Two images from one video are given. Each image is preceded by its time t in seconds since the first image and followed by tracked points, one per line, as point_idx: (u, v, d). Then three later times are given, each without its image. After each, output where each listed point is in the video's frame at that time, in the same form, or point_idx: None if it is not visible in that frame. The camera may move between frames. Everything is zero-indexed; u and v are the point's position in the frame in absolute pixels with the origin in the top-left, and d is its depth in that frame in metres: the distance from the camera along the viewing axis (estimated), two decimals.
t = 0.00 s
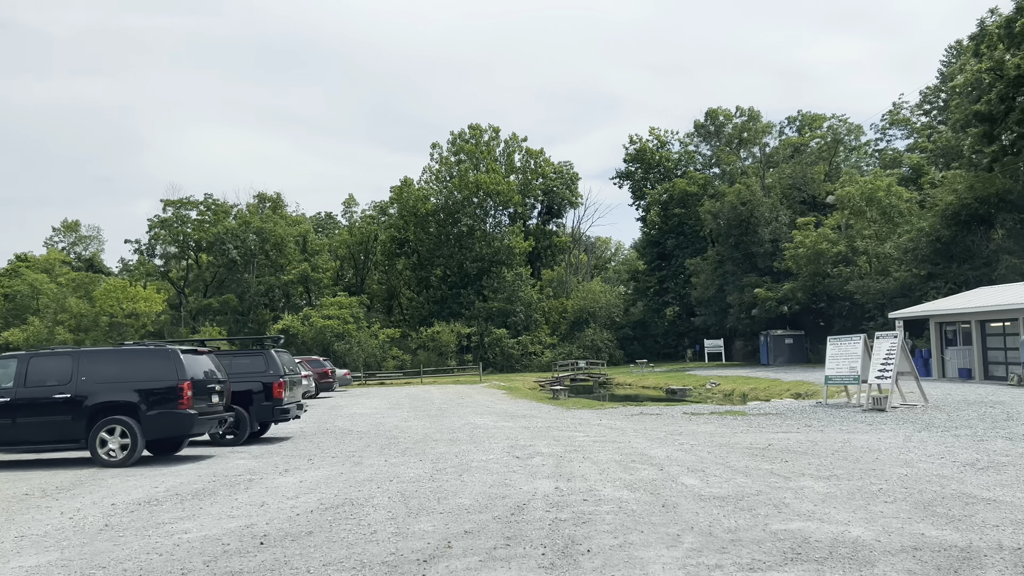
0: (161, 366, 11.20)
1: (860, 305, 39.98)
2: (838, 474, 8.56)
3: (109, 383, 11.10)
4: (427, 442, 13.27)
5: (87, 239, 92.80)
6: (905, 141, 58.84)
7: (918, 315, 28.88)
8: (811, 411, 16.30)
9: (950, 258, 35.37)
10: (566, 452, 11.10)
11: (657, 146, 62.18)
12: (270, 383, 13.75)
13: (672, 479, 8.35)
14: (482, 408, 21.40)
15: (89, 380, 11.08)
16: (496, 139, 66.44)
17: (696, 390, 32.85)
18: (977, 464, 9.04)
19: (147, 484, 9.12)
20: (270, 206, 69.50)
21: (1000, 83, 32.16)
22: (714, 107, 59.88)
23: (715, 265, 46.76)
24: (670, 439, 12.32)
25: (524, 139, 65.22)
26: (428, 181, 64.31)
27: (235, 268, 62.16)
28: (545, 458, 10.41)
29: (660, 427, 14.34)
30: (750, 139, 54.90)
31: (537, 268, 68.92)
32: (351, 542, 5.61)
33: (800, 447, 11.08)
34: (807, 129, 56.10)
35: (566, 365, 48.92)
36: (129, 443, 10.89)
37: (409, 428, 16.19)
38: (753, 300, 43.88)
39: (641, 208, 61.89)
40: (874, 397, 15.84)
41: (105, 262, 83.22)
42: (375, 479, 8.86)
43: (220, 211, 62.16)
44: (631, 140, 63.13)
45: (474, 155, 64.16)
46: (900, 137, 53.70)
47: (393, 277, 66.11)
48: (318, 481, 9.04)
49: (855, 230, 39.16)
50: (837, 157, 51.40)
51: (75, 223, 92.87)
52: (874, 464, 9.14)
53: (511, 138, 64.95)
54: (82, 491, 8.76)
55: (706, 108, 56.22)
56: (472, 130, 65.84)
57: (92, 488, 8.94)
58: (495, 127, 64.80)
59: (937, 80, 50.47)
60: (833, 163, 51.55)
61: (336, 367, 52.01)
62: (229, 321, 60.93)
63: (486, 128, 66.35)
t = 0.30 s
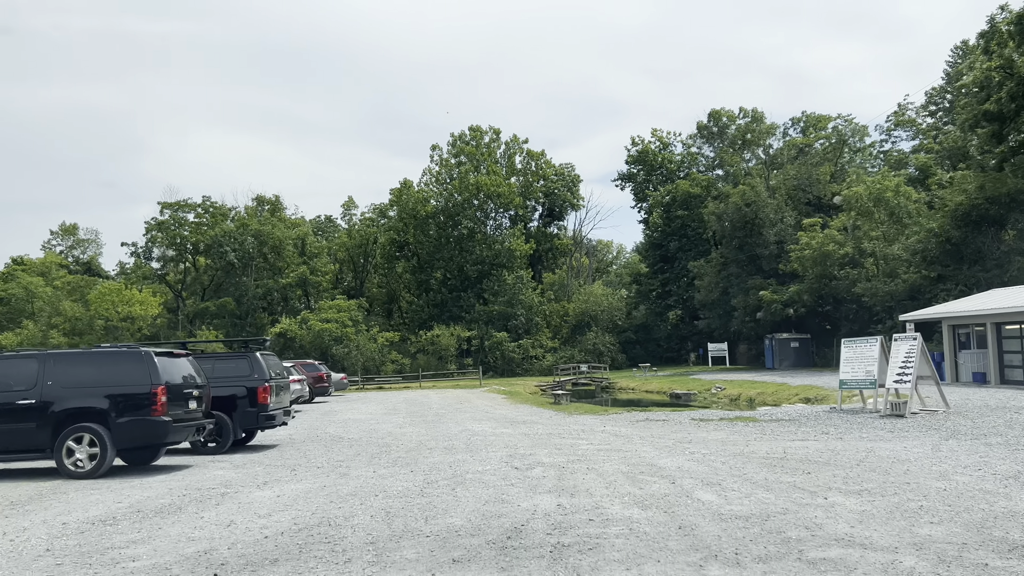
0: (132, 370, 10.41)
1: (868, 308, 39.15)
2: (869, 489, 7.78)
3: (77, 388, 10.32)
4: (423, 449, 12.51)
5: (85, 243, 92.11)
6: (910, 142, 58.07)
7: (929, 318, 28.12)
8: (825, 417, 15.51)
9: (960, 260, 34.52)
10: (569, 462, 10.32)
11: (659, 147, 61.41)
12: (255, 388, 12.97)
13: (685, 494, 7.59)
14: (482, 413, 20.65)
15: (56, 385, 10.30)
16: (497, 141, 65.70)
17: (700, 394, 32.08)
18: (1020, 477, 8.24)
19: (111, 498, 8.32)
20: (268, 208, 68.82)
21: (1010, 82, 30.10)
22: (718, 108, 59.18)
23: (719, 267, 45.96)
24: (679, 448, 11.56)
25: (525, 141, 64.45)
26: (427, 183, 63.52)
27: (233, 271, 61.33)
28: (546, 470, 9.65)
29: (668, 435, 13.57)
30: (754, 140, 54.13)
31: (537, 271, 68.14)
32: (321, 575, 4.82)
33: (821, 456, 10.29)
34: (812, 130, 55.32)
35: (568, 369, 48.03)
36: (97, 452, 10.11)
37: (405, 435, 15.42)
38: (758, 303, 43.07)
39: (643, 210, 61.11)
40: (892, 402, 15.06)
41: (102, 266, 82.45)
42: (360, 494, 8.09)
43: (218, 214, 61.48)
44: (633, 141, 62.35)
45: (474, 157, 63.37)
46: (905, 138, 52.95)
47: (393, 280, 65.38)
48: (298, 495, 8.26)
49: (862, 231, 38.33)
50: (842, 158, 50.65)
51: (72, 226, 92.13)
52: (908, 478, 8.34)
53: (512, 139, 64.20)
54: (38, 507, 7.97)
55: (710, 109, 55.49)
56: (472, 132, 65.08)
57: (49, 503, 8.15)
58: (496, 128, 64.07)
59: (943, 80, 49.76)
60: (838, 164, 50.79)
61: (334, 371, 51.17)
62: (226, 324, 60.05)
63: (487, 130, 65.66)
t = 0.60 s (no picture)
0: (99, 373, 9.61)
1: (877, 310, 38.29)
2: (908, 508, 6.98)
3: (40, 393, 9.54)
4: (417, 459, 11.70)
5: (83, 246, 91.45)
6: (918, 142, 57.22)
7: (944, 321, 27.30)
8: (843, 425, 14.69)
9: (972, 261, 33.65)
10: (573, 474, 9.51)
11: (663, 148, 60.60)
12: (238, 393, 12.19)
13: (705, 513, 6.79)
14: (481, 419, 19.85)
15: (17, 390, 9.52)
16: (499, 142, 64.98)
17: (707, 399, 31.24)
18: None
19: (65, 516, 7.51)
20: (268, 210, 68.15)
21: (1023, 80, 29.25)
22: (722, 109, 58.48)
23: (725, 269, 45.14)
24: (691, 459, 10.74)
25: (527, 142, 63.70)
26: (428, 184, 62.79)
27: (231, 273, 60.63)
28: (548, 483, 8.84)
29: (678, 443, 12.77)
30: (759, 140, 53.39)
31: (539, 273, 67.38)
32: None
33: (847, 468, 9.44)
34: (818, 131, 54.48)
35: (570, 372, 47.21)
36: (60, 462, 9.32)
37: (399, 442, 14.60)
38: (765, 306, 42.24)
39: (647, 212, 60.32)
40: (915, 408, 14.24)
41: (100, 268, 81.73)
42: (342, 511, 7.28)
43: (216, 215, 60.77)
44: (636, 142, 61.55)
45: (475, 159, 62.59)
46: (913, 139, 52.12)
47: (393, 283, 64.55)
48: (272, 513, 7.44)
49: (872, 232, 37.48)
50: (849, 159, 49.85)
51: (71, 229, 91.46)
52: (951, 495, 7.49)
53: (513, 140, 63.44)
54: None
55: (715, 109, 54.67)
56: (473, 133, 64.32)
57: None
58: (497, 129, 63.30)
59: (952, 79, 48.92)
60: (845, 165, 49.98)
61: (332, 375, 50.43)
62: (224, 327, 59.37)
63: (488, 131, 64.91)
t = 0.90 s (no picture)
0: (63, 374, 8.82)
1: (888, 313, 37.43)
2: (960, 530, 6.15)
3: None
4: (410, 467, 10.90)
5: (83, 246, 90.77)
6: (927, 143, 56.38)
7: (959, 324, 26.46)
8: (863, 431, 13.86)
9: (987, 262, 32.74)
10: (579, 486, 8.70)
11: (668, 148, 59.80)
12: (219, 396, 11.36)
13: (731, 536, 5.97)
14: (482, 423, 19.07)
15: None
16: (502, 142, 64.21)
17: (714, 404, 30.41)
18: None
19: (12, 534, 6.72)
20: (268, 211, 67.46)
21: None
22: (728, 109, 57.72)
23: (732, 270, 44.31)
24: (706, 469, 9.93)
25: (530, 142, 62.94)
26: (430, 185, 62.05)
27: (230, 274, 59.87)
28: (552, 497, 8.02)
29: (690, 451, 11.96)
30: (765, 140, 52.60)
31: (542, 275, 66.61)
32: None
33: (879, 480, 8.62)
34: (825, 131, 53.65)
35: (573, 375, 46.35)
36: (17, 471, 8.54)
37: (394, 449, 13.81)
38: (772, 308, 41.39)
39: (651, 213, 59.52)
40: (940, 414, 13.41)
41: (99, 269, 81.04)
42: (319, 531, 6.47)
43: (216, 216, 60.03)
44: (641, 143, 60.76)
45: (478, 159, 61.83)
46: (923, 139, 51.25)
47: (395, 284, 63.69)
48: (244, 531, 6.64)
49: (882, 232, 36.62)
50: (858, 159, 49.01)
51: (71, 230, 90.83)
52: (1004, 515, 6.67)
53: (516, 140, 62.69)
54: None
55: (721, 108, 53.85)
56: (475, 133, 63.56)
57: None
58: (500, 129, 62.53)
59: (963, 78, 48.12)
60: (854, 165, 49.13)
61: (332, 378, 49.66)
62: (223, 329, 58.57)
63: (491, 130, 64.16)
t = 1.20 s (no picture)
0: (17, 373, 8.03)
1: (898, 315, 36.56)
2: None
3: None
4: (402, 477, 10.09)
5: (82, 246, 90.06)
6: (936, 143, 55.50)
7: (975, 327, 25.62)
8: (885, 438, 13.04)
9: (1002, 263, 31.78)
10: (584, 500, 7.88)
11: (673, 148, 59.01)
12: (197, 399, 10.55)
13: (760, 566, 5.14)
14: (482, 428, 18.26)
15: None
16: (504, 142, 63.41)
17: (721, 408, 29.61)
18: None
19: None
20: (269, 211, 66.76)
21: None
22: (734, 108, 56.95)
23: (739, 272, 43.48)
24: (723, 482, 9.10)
25: (533, 141, 62.14)
26: (432, 184, 61.29)
27: (229, 274, 59.14)
28: (554, 514, 7.20)
29: (703, 460, 11.14)
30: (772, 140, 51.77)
31: (544, 276, 65.82)
32: None
33: (917, 496, 7.78)
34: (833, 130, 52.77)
35: (576, 377, 45.53)
36: None
37: (388, 455, 13.01)
38: (780, 310, 40.55)
39: (656, 214, 58.70)
40: (967, 421, 12.63)
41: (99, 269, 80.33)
42: (289, 555, 5.66)
43: (215, 215, 59.32)
44: (646, 142, 59.97)
45: (480, 158, 60.94)
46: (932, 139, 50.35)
47: (396, 285, 62.83)
48: (204, 555, 5.82)
49: (893, 233, 35.74)
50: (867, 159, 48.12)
51: (71, 229, 90.18)
52: None
53: (519, 140, 61.90)
54: None
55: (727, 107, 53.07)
56: (477, 132, 62.77)
57: None
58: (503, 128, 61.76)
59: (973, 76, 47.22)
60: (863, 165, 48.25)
61: (331, 380, 48.87)
62: (222, 330, 57.82)
63: (494, 130, 63.36)
